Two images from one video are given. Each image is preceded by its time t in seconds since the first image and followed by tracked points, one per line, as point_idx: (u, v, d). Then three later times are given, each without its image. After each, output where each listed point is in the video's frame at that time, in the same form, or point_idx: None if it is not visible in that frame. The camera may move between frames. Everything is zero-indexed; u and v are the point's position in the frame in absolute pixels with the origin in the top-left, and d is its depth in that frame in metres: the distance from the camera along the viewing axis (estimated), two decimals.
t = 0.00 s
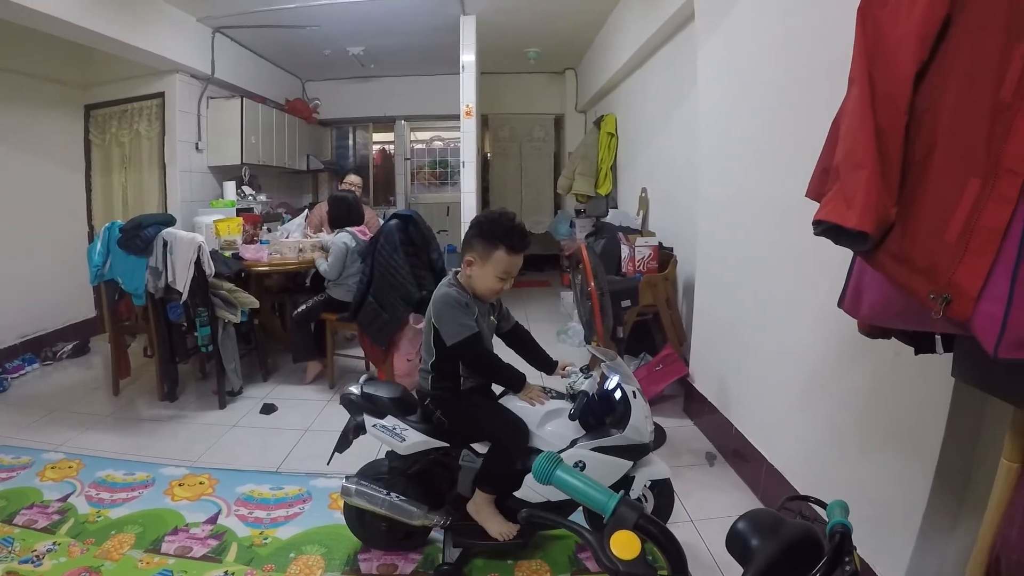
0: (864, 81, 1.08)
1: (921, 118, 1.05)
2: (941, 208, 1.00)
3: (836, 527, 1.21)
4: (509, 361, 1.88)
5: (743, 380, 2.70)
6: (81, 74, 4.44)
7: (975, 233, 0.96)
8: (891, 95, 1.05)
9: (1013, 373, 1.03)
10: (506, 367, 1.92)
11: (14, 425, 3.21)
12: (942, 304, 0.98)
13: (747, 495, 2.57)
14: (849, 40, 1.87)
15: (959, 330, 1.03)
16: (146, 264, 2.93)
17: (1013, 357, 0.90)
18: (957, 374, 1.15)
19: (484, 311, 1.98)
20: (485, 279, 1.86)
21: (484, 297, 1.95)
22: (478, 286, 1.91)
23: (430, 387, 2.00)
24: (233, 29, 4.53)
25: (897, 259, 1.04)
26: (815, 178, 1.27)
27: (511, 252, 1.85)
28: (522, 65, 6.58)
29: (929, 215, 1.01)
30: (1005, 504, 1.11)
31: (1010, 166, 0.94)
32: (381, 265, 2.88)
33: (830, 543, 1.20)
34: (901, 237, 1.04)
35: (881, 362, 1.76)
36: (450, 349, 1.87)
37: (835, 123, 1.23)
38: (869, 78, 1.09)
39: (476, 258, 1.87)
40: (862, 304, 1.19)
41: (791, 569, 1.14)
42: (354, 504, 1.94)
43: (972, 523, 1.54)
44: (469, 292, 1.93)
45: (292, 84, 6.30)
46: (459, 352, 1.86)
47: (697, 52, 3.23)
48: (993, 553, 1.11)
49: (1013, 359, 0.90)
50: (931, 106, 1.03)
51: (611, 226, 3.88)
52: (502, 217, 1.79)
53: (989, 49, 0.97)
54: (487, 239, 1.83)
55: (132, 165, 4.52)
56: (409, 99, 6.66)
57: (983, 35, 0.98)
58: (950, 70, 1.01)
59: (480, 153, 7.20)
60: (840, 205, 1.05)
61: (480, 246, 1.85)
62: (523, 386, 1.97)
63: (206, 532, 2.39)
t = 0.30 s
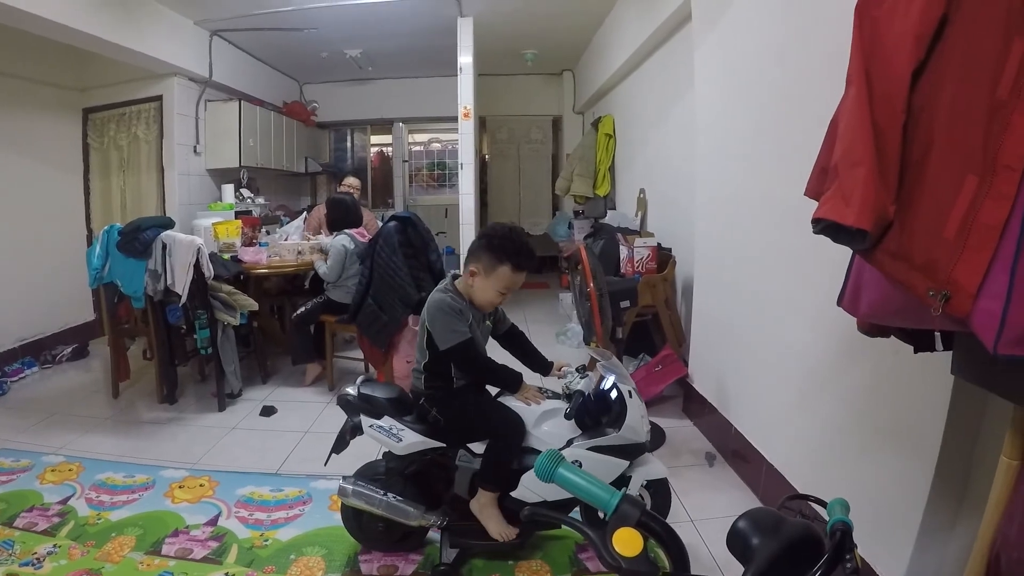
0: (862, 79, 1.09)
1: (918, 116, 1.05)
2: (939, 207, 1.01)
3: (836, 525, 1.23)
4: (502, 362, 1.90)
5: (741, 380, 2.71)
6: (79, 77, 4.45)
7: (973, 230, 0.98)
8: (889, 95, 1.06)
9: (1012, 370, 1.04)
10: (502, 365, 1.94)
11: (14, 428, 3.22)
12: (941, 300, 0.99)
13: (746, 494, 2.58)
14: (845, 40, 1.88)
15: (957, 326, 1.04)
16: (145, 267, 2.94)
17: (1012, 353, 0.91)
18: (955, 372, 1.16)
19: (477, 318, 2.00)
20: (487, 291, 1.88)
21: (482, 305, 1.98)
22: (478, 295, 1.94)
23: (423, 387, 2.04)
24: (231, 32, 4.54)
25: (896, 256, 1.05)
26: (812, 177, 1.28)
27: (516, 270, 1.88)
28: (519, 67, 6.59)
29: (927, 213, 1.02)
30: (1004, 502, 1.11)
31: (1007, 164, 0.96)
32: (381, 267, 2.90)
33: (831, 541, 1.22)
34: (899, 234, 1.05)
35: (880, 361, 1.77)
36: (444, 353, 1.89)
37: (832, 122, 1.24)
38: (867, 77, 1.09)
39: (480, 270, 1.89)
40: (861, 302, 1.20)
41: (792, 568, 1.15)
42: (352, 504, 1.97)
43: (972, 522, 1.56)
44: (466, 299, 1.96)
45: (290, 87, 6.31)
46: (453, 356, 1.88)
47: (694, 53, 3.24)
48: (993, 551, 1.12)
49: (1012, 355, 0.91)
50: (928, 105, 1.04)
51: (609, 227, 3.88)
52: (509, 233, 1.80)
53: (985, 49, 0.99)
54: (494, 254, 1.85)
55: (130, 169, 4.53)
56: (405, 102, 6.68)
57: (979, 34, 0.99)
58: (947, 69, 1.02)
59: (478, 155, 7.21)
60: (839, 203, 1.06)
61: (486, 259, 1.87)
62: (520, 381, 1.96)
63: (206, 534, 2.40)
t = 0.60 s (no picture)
0: (862, 77, 1.09)
1: (919, 113, 1.06)
2: (939, 202, 1.02)
3: (836, 518, 1.20)
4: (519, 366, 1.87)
5: (740, 378, 2.73)
6: (76, 76, 4.44)
7: (972, 225, 0.99)
8: (889, 92, 1.06)
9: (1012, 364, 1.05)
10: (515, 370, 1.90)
11: (11, 427, 3.21)
12: (941, 295, 1.00)
13: (744, 492, 2.59)
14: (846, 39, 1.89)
15: (957, 320, 1.05)
16: (143, 266, 2.94)
17: (1012, 347, 0.92)
18: (956, 367, 1.16)
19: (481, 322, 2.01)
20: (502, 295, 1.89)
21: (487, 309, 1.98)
22: (488, 300, 1.94)
23: (412, 380, 2.01)
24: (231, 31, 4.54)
25: (896, 251, 1.06)
26: (811, 174, 1.28)
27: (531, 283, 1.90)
28: (518, 66, 6.60)
29: (927, 209, 1.03)
30: (1003, 497, 1.12)
31: (1006, 159, 0.97)
32: (379, 265, 2.92)
33: (830, 534, 1.20)
34: (899, 230, 1.06)
35: (878, 359, 1.78)
36: (451, 357, 1.88)
37: (832, 119, 1.24)
38: (867, 74, 1.10)
39: (497, 274, 1.89)
40: (861, 298, 1.22)
41: (791, 563, 1.19)
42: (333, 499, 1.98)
43: (971, 517, 1.56)
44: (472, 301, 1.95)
45: (288, 86, 6.30)
46: (460, 361, 1.89)
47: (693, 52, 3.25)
48: (992, 547, 1.14)
49: (1012, 350, 0.92)
50: (929, 102, 1.04)
51: (607, 226, 3.89)
52: (533, 243, 1.82)
53: (986, 45, 0.99)
54: (516, 263, 1.86)
55: (128, 167, 4.52)
56: (400, 104, 6.69)
57: (983, 33, 0.99)
58: (947, 67, 1.03)
59: (476, 155, 7.20)
60: (839, 198, 1.07)
61: (507, 267, 1.88)
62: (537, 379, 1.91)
63: (205, 532, 2.40)
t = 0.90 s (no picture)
0: (902, 72, 1.07)
1: (958, 111, 1.05)
2: (978, 203, 1.02)
3: (859, 518, 1.21)
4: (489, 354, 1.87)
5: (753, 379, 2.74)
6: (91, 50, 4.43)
7: (1011, 226, 0.99)
8: (929, 87, 1.05)
9: None
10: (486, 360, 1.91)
11: (19, 398, 3.23)
12: (977, 296, 1.01)
13: (750, 492, 2.61)
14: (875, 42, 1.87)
15: (989, 321, 1.06)
16: (154, 242, 2.94)
17: None
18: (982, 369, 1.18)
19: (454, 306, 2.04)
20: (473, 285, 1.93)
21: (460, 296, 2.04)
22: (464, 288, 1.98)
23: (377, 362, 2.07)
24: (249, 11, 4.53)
25: (930, 250, 1.06)
26: (844, 171, 1.24)
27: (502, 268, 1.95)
28: (533, 57, 6.58)
29: (965, 209, 1.03)
30: None
31: None
32: (391, 249, 2.93)
33: (854, 534, 1.21)
34: (935, 229, 1.05)
35: (899, 361, 1.78)
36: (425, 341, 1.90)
37: (866, 114, 1.21)
38: (906, 68, 1.08)
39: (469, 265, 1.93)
40: (889, 297, 1.22)
41: (808, 562, 1.17)
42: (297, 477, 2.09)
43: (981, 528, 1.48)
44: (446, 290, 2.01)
45: (303, 68, 6.29)
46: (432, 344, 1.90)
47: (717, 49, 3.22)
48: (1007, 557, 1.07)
49: None
50: (969, 100, 1.04)
51: (621, 219, 3.87)
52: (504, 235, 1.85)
53: None
54: (487, 250, 1.91)
55: (141, 144, 4.52)
56: (420, 87, 6.68)
57: None
58: (989, 64, 1.02)
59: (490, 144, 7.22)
60: (874, 196, 1.05)
61: (478, 254, 1.92)
62: (507, 374, 1.89)
63: (208, 509, 2.41)
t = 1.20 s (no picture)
0: None
1: None
2: None
3: (1006, 546, 1.09)
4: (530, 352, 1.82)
5: (860, 389, 2.56)
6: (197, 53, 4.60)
7: None
8: None
9: None
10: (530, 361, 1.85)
11: (121, 386, 3.36)
12: None
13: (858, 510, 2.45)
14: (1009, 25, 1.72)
15: None
16: (258, 238, 2.89)
17: None
18: None
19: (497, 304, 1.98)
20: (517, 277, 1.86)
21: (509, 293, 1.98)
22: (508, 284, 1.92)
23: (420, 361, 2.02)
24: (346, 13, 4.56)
25: None
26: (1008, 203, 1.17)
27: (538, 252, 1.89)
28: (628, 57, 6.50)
29: None
30: None
31: None
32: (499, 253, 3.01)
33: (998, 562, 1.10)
34: None
35: None
36: (469, 340, 1.85)
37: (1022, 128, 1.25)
38: None
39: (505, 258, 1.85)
40: None
41: None
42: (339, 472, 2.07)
43: None
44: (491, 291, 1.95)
45: (399, 71, 6.40)
46: (476, 344, 1.85)
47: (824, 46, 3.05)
48: None
49: None
50: None
51: (724, 223, 3.78)
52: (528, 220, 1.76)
53: None
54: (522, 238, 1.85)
55: (241, 142, 4.62)
56: (516, 88, 6.70)
57: None
58: None
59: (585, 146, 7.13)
60: None
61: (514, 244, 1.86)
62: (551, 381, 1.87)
63: (308, 506, 2.37)
